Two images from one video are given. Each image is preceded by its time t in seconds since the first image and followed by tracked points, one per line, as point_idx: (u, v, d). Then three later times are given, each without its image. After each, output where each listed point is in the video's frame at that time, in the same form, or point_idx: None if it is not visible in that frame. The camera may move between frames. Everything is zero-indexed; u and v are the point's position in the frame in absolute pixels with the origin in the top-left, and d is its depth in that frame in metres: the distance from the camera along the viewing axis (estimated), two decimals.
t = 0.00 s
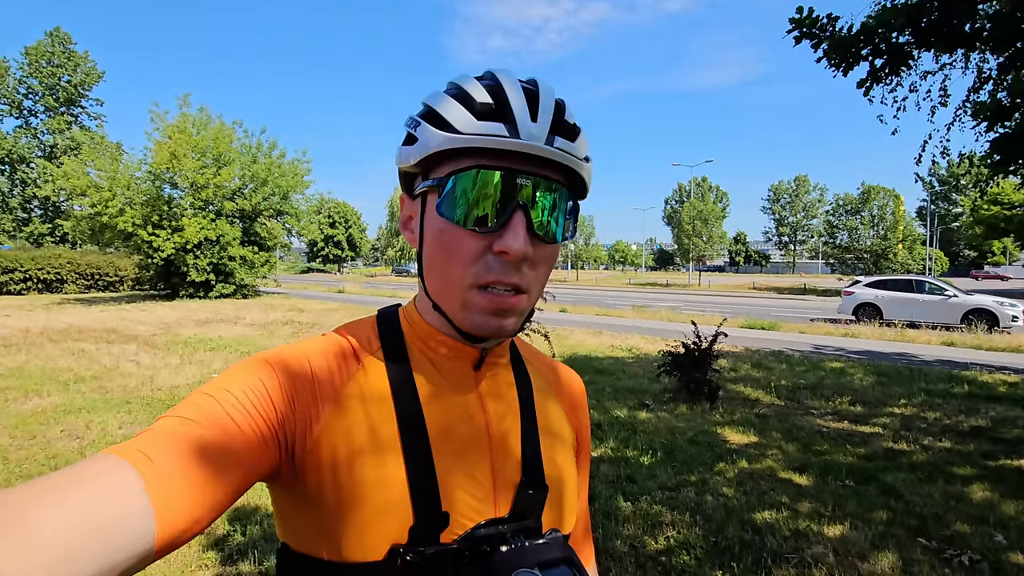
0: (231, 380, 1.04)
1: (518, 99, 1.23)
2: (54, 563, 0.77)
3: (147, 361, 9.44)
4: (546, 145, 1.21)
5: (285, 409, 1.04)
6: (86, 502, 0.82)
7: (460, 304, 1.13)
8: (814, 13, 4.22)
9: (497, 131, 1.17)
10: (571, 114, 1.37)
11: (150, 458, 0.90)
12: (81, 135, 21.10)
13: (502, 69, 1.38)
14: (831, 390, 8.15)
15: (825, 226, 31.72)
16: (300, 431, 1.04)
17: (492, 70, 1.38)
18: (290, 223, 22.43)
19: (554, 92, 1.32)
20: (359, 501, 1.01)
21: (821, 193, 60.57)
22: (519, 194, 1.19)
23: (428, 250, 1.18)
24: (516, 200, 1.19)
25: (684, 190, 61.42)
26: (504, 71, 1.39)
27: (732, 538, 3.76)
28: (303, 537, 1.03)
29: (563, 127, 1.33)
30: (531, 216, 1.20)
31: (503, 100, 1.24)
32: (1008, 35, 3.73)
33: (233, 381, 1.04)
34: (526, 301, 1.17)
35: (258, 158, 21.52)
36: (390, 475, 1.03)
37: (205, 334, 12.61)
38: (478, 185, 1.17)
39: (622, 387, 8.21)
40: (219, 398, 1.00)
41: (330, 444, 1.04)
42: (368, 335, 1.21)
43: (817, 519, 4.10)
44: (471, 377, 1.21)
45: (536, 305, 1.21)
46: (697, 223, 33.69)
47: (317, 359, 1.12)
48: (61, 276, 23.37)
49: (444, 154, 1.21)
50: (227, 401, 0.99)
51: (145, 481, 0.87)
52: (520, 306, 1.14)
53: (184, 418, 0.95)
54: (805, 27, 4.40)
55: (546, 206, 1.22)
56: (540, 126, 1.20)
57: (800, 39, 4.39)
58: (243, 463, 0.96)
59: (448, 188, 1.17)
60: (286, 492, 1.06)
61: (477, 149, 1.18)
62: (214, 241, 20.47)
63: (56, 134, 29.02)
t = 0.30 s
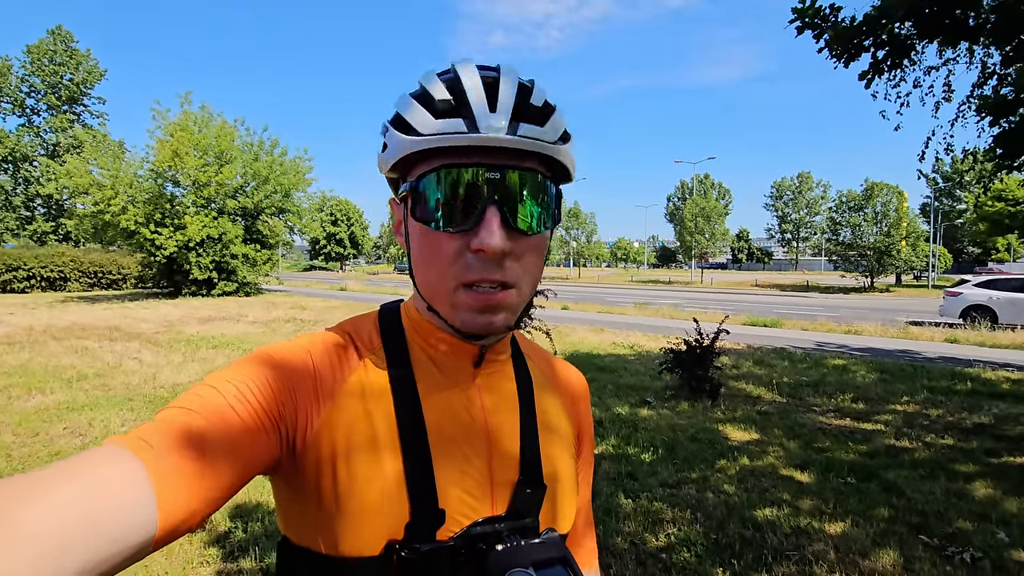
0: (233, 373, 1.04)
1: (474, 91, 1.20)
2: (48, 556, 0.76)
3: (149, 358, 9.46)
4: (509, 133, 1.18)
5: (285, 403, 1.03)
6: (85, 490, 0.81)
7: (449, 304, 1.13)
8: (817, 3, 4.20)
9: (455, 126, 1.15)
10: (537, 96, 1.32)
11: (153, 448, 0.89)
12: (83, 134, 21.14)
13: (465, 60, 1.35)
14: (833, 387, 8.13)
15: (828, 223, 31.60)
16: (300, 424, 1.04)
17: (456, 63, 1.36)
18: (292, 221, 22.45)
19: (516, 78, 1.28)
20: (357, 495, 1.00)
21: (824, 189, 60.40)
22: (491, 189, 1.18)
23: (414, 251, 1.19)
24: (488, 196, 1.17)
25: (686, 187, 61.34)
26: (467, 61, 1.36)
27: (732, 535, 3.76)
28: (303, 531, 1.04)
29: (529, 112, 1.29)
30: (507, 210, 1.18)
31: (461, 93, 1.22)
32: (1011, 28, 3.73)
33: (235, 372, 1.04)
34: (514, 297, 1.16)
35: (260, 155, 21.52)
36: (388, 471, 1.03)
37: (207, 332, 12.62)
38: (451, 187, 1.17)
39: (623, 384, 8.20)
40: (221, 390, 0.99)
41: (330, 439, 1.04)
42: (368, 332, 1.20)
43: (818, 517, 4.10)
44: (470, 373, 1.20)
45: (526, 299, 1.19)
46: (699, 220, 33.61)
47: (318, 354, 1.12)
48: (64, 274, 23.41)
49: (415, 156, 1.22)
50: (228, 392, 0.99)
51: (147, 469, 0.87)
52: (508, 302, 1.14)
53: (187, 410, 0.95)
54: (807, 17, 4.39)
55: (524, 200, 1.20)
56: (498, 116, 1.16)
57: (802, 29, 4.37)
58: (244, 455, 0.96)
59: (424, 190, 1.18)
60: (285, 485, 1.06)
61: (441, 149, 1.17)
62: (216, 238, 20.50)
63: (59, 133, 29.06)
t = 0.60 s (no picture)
0: (238, 373, 1.04)
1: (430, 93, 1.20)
2: (64, 552, 0.75)
3: (152, 356, 9.48)
4: (469, 132, 1.16)
5: (291, 400, 1.03)
6: (100, 485, 0.80)
7: (439, 308, 1.13)
8: None
9: (413, 134, 1.15)
10: (502, 85, 1.30)
11: (165, 445, 0.89)
12: (86, 131, 21.17)
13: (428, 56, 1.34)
14: (836, 385, 8.11)
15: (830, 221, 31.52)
16: (306, 422, 1.04)
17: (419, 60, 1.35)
18: (294, 219, 22.47)
19: (476, 68, 1.26)
20: (363, 491, 1.00)
21: (827, 187, 60.25)
22: (462, 191, 1.17)
23: (400, 257, 1.20)
24: (460, 198, 1.16)
25: (689, 184, 61.22)
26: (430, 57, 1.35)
27: (733, 533, 3.75)
28: (312, 526, 1.04)
29: (495, 107, 1.27)
30: (481, 210, 1.17)
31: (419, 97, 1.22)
32: (1016, 22, 3.71)
33: (241, 372, 1.04)
34: (504, 293, 1.15)
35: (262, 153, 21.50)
36: (393, 467, 1.03)
37: (209, 330, 12.65)
38: (425, 196, 1.17)
39: (624, 382, 8.19)
40: (229, 388, 0.99)
41: (336, 435, 1.04)
42: (370, 332, 1.19)
43: (819, 515, 4.09)
44: (471, 370, 1.18)
45: (515, 295, 1.18)
46: (702, 218, 33.53)
47: (323, 354, 1.11)
48: (67, 272, 23.44)
49: (386, 165, 1.23)
50: (234, 390, 0.99)
51: (160, 465, 0.87)
52: (497, 300, 1.13)
53: (197, 408, 0.95)
54: (811, 11, 4.38)
55: (500, 196, 1.19)
56: (455, 117, 1.15)
57: (805, 24, 4.37)
58: (254, 450, 0.96)
59: (397, 200, 1.19)
60: (293, 482, 1.06)
61: (406, 158, 1.18)
62: (218, 236, 20.50)
63: (62, 130, 29.07)
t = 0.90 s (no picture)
0: (227, 379, 1.04)
1: (530, 97, 1.20)
2: (52, 563, 0.75)
3: (152, 353, 9.49)
4: (558, 146, 1.19)
5: (283, 407, 1.03)
6: (85, 495, 0.81)
7: (467, 307, 1.11)
8: None
9: (510, 131, 1.14)
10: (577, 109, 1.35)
11: (152, 452, 0.89)
12: (86, 129, 21.18)
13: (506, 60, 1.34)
14: (836, 384, 8.12)
15: (831, 219, 31.46)
16: (300, 427, 1.04)
17: (496, 60, 1.34)
18: (294, 217, 22.47)
19: (564, 88, 1.30)
20: (355, 496, 1.00)
21: (828, 186, 60.19)
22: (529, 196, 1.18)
23: (434, 249, 1.15)
24: (526, 203, 1.17)
25: (689, 183, 61.22)
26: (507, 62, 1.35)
27: (733, 532, 3.76)
28: (305, 532, 1.04)
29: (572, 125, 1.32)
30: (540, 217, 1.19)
31: (514, 97, 1.21)
32: (1017, 20, 3.70)
33: (234, 377, 1.04)
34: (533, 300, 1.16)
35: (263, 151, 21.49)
36: (388, 473, 1.03)
37: (210, 327, 12.66)
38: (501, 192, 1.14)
39: (625, 381, 8.20)
40: (217, 395, 1.00)
41: (328, 442, 1.04)
42: (365, 336, 1.18)
43: (819, 514, 4.10)
44: (467, 376, 1.19)
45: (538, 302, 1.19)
46: (702, 216, 33.51)
47: (315, 360, 1.11)
48: (68, 269, 23.47)
49: (451, 152, 1.16)
50: (224, 396, 0.99)
51: (146, 472, 0.87)
52: (526, 305, 1.13)
53: (185, 415, 0.95)
54: (813, 8, 4.37)
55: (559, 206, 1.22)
56: (555, 128, 1.18)
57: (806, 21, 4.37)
58: (243, 457, 0.96)
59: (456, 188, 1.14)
60: (286, 488, 1.07)
61: (487, 150, 1.14)
62: (219, 234, 20.52)
63: (62, 128, 29.08)
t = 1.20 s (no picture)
0: (235, 379, 1.04)
1: (526, 93, 1.20)
2: (64, 563, 0.76)
3: (152, 351, 9.48)
4: (557, 140, 1.19)
5: (291, 406, 1.03)
6: (96, 496, 0.81)
7: (474, 305, 1.12)
8: None
9: (508, 128, 1.14)
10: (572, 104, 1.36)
11: (162, 453, 0.90)
12: (85, 126, 21.12)
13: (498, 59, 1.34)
14: (834, 382, 8.13)
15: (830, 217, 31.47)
16: (307, 427, 1.04)
17: (488, 59, 1.34)
18: (293, 214, 22.44)
19: (559, 84, 1.31)
20: (364, 496, 1.01)
21: (827, 183, 60.19)
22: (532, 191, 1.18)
23: (437, 251, 1.15)
24: (529, 201, 1.17)
25: (689, 180, 61.21)
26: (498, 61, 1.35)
27: (732, 530, 3.77)
28: (313, 531, 1.05)
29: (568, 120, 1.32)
30: (543, 214, 1.19)
31: (510, 94, 1.21)
32: (1019, 19, 3.69)
33: (242, 377, 1.04)
34: (537, 298, 1.17)
35: (262, 148, 21.47)
36: (395, 473, 1.03)
37: (210, 325, 12.64)
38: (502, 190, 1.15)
39: (624, 379, 8.21)
40: (226, 395, 1.00)
41: (336, 442, 1.04)
42: (370, 335, 1.19)
43: (818, 511, 4.11)
44: (472, 374, 1.20)
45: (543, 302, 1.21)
46: (702, 214, 33.50)
47: (322, 360, 1.11)
48: (67, 266, 23.45)
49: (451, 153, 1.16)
50: (232, 396, 0.99)
51: (156, 473, 0.87)
52: (531, 303, 1.14)
53: (194, 416, 0.95)
54: (812, 8, 4.37)
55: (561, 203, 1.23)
56: (554, 122, 1.18)
57: (806, 22, 4.37)
58: (253, 457, 0.96)
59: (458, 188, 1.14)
60: (294, 486, 1.07)
61: (487, 149, 1.14)
62: (218, 231, 20.49)
63: (61, 124, 28.99)
